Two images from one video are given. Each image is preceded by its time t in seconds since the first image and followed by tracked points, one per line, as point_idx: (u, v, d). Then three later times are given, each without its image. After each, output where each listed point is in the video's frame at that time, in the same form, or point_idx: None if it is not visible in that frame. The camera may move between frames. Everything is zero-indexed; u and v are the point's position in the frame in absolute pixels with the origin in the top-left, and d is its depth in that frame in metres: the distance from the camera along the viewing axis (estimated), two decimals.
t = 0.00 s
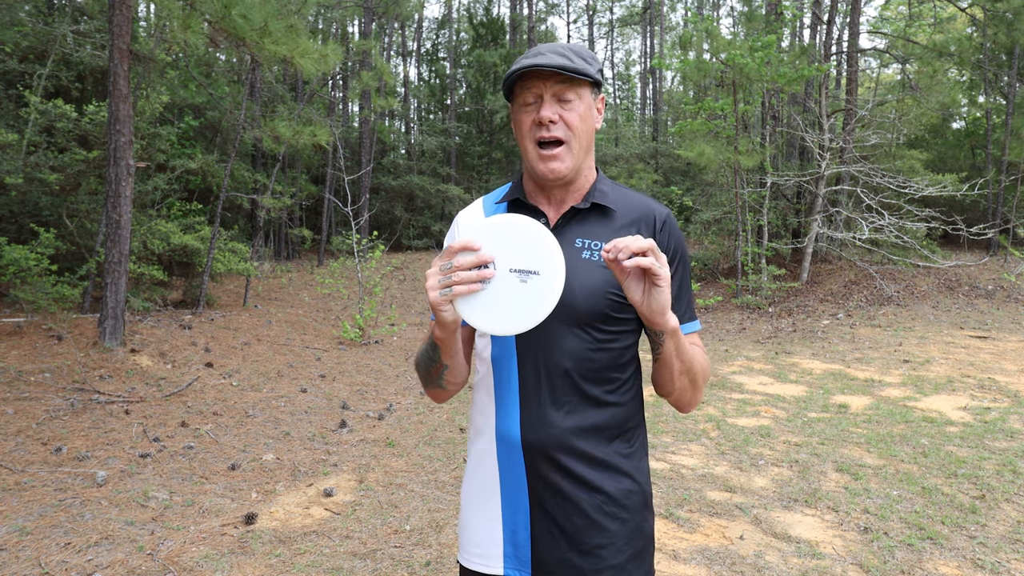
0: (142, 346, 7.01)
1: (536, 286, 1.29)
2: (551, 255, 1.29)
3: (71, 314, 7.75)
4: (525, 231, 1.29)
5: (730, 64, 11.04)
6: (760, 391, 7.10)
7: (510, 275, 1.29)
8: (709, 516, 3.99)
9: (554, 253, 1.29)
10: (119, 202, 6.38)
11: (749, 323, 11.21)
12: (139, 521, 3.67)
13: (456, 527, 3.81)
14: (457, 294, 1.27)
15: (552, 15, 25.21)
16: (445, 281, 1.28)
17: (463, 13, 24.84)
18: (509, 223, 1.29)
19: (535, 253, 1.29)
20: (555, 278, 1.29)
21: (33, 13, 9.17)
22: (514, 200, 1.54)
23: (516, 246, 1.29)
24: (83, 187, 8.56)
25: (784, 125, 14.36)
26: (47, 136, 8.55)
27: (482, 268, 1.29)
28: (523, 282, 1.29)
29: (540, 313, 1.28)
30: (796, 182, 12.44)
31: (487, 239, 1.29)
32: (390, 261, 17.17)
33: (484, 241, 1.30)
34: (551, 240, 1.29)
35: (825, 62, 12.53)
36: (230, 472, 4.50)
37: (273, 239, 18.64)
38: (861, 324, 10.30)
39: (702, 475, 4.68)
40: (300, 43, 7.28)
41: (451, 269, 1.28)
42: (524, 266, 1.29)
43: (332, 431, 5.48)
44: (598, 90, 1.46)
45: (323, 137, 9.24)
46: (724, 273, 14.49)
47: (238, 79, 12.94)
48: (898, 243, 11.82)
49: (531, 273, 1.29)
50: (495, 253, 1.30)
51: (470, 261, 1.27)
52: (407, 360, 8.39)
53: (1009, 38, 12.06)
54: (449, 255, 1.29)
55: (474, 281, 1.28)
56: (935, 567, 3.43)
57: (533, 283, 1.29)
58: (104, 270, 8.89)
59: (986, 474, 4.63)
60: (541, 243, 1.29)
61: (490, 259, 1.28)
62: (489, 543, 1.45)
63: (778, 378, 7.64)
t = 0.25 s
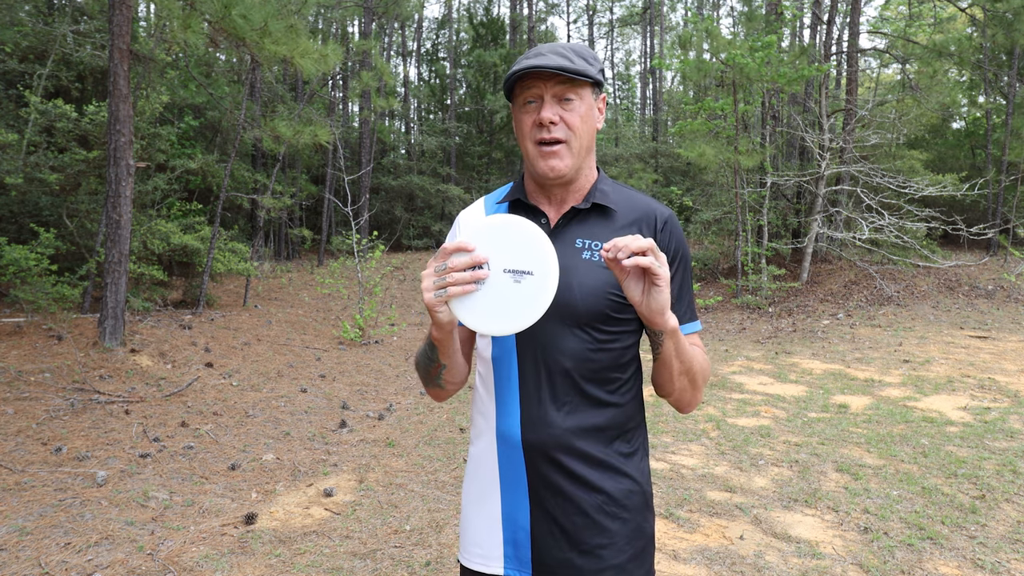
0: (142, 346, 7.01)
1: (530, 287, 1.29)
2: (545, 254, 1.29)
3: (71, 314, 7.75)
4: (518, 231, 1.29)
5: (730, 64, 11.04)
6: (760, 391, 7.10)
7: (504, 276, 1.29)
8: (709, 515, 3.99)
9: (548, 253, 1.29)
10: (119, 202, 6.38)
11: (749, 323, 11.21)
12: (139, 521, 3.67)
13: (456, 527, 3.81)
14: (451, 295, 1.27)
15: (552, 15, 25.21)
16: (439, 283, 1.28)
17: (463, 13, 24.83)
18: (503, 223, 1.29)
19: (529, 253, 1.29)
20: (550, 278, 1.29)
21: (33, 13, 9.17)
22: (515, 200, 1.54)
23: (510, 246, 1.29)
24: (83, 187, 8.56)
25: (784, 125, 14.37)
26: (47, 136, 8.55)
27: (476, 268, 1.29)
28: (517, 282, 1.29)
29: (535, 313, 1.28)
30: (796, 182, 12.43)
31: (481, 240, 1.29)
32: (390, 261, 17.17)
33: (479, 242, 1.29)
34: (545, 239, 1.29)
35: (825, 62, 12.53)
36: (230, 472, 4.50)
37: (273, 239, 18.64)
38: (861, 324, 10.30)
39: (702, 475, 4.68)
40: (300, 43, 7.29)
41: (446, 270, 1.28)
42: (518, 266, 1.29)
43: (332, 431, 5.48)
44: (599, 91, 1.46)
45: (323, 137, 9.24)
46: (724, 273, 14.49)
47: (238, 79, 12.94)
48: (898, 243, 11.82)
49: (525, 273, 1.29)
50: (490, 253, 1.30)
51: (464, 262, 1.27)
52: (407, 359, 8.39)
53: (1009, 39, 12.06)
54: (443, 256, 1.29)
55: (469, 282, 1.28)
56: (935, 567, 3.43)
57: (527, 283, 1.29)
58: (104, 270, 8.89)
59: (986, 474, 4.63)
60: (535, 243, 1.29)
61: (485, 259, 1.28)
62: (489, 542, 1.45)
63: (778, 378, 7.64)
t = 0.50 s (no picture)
0: (142, 346, 7.01)
1: (535, 288, 1.29)
2: (549, 257, 1.29)
3: (71, 315, 7.75)
4: (524, 232, 1.29)
5: (730, 64, 11.04)
6: (760, 391, 7.10)
7: (508, 278, 1.29)
8: (709, 515, 3.99)
9: (552, 255, 1.29)
10: (119, 202, 6.38)
11: (749, 323, 11.21)
12: (139, 521, 3.67)
13: (456, 527, 3.81)
14: (456, 296, 1.27)
15: (552, 15, 25.21)
16: (443, 283, 1.28)
17: (463, 13, 24.83)
18: (508, 224, 1.29)
19: (534, 255, 1.29)
20: (554, 281, 1.29)
21: (33, 13, 9.17)
22: (516, 200, 1.54)
23: (515, 248, 1.29)
24: (83, 187, 8.56)
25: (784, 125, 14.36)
26: (47, 136, 8.55)
27: (480, 270, 1.29)
28: (520, 284, 1.29)
29: (538, 316, 1.28)
30: (796, 182, 12.43)
31: (485, 242, 1.29)
32: (390, 261, 17.17)
33: (483, 244, 1.30)
34: (550, 241, 1.29)
35: (825, 62, 12.53)
36: (230, 472, 4.50)
37: (273, 239, 18.64)
38: (861, 324, 10.30)
39: (702, 475, 4.68)
40: (300, 43, 7.29)
41: (449, 271, 1.28)
42: (522, 268, 1.29)
43: (332, 431, 5.48)
44: (600, 90, 1.46)
45: (323, 138, 9.24)
46: (724, 273, 14.48)
47: (238, 79, 12.94)
48: (898, 243, 11.82)
49: (530, 275, 1.29)
50: (494, 255, 1.30)
51: (468, 263, 1.27)
52: (407, 360, 8.39)
53: (1009, 39, 12.07)
54: (448, 257, 1.29)
55: (473, 283, 1.28)
56: (935, 567, 3.43)
57: (531, 285, 1.29)
58: (104, 270, 8.89)
59: (986, 474, 4.63)
60: (540, 246, 1.29)
61: (489, 261, 1.28)
62: (490, 543, 1.45)
63: (778, 378, 7.64)
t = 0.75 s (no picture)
0: (142, 346, 7.01)
1: (537, 303, 1.28)
2: (552, 272, 1.28)
3: (71, 315, 7.75)
4: (526, 246, 1.28)
5: (730, 64, 11.04)
6: (760, 391, 7.10)
7: (511, 291, 1.28)
8: (709, 515, 3.99)
9: (556, 271, 1.28)
10: (119, 202, 6.38)
11: (749, 323, 11.21)
12: (139, 521, 3.67)
13: (456, 527, 3.81)
14: (457, 309, 1.28)
15: (552, 15, 25.21)
16: (445, 296, 1.28)
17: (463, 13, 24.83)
18: (511, 236, 1.28)
19: (537, 269, 1.28)
20: (556, 297, 1.28)
21: (33, 13, 9.17)
22: (517, 199, 1.54)
23: (518, 261, 1.28)
24: (83, 187, 8.56)
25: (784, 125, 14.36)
26: (47, 136, 8.55)
27: (482, 283, 1.29)
28: (523, 299, 1.28)
29: (539, 331, 1.28)
30: (796, 182, 12.43)
31: (488, 253, 1.29)
32: (390, 261, 17.17)
33: (486, 256, 1.29)
34: (554, 257, 1.28)
35: (825, 62, 12.52)
36: (230, 472, 4.50)
37: (273, 239, 18.63)
38: (861, 324, 10.30)
39: (702, 475, 4.68)
40: (300, 43, 7.30)
41: (451, 283, 1.28)
42: (525, 283, 1.28)
43: (332, 431, 5.48)
44: (601, 89, 1.47)
45: (323, 138, 9.24)
46: (724, 273, 14.48)
47: (238, 79, 12.94)
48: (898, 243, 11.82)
49: (532, 289, 1.28)
50: (497, 267, 1.29)
51: (470, 276, 1.27)
52: (407, 360, 8.39)
53: (1009, 39, 12.07)
54: (449, 268, 1.29)
55: (475, 296, 1.28)
56: (935, 567, 3.43)
57: (533, 301, 1.28)
58: (104, 270, 8.89)
59: (986, 474, 4.63)
60: (543, 261, 1.28)
61: (491, 275, 1.28)
62: (490, 544, 1.45)
63: (778, 378, 7.64)
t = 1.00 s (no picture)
0: (142, 346, 7.01)
1: (544, 294, 1.29)
2: (558, 263, 1.29)
3: (71, 314, 7.75)
4: (530, 238, 1.29)
5: (730, 64, 11.03)
6: (760, 391, 7.10)
7: (518, 284, 1.29)
8: (709, 516, 3.99)
9: (562, 262, 1.29)
10: (119, 202, 6.38)
11: (749, 323, 11.20)
12: (139, 521, 3.67)
13: (456, 527, 3.81)
14: (463, 303, 1.27)
15: (552, 15, 25.21)
16: (451, 290, 1.27)
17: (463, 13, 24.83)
18: (516, 230, 1.28)
19: (543, 261, 1.29)
20: (563, 287, 1.29)
21: (33, 13, 9.17)
22: (513, 200, 1.54)
23: (523, 254, 1.29)
24: (83, 187, 8.56)
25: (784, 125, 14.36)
26: (47, 136, 8.55)
27: (487, 276, 1.29)
28: (530, 290, 1.29)
29: (547, 322, 1.28)
30: (796, 182, 12.43)
31: (492, 247, 1.29)
32: (390, 261, 17.17)
33: (490, 250, 1.29)
34: (560, 248, 1.29)
35: (825, 62, 12.52)
36: (230, 472, 4.50)
37: (273, 239, 18.63)
38: (861, 324, 10.30)
39: (702, 475, 4.68)
40: (300, 43, 7.30)
41: (456, 277, 1.27)
42: (531, 275, 1.29)
43: (332, 431, 5.48)
44: (599, 93, 1.47)
45: (323, 138, 9.24)
46: (724, 273, 14.47)
47: (238, 79, 12.94)
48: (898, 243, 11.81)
49: (539, 281, 1.29)
50: (501, 261, 1.29)
51: (476, 270, 1.27)
52: (407, 360, 8.39)
53: (1009, 39, 12.07)
54: (454, 263, 1.28)
55: (481, 289, 1.28)
56: (935, 567, 3.43)
57: (540, 292, 1.29)
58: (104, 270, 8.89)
59: (986, 474, 4.63)
60: (548, 252, 1.29)
61: (497, 267, 1.28)
62: (490, 544, 1.45)
63: (778, 378, 7.64)
